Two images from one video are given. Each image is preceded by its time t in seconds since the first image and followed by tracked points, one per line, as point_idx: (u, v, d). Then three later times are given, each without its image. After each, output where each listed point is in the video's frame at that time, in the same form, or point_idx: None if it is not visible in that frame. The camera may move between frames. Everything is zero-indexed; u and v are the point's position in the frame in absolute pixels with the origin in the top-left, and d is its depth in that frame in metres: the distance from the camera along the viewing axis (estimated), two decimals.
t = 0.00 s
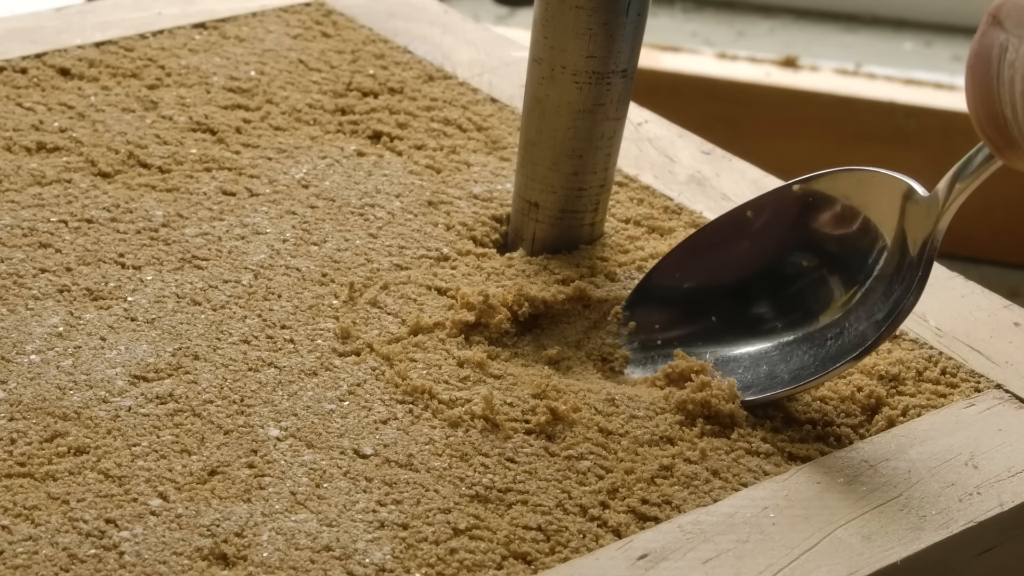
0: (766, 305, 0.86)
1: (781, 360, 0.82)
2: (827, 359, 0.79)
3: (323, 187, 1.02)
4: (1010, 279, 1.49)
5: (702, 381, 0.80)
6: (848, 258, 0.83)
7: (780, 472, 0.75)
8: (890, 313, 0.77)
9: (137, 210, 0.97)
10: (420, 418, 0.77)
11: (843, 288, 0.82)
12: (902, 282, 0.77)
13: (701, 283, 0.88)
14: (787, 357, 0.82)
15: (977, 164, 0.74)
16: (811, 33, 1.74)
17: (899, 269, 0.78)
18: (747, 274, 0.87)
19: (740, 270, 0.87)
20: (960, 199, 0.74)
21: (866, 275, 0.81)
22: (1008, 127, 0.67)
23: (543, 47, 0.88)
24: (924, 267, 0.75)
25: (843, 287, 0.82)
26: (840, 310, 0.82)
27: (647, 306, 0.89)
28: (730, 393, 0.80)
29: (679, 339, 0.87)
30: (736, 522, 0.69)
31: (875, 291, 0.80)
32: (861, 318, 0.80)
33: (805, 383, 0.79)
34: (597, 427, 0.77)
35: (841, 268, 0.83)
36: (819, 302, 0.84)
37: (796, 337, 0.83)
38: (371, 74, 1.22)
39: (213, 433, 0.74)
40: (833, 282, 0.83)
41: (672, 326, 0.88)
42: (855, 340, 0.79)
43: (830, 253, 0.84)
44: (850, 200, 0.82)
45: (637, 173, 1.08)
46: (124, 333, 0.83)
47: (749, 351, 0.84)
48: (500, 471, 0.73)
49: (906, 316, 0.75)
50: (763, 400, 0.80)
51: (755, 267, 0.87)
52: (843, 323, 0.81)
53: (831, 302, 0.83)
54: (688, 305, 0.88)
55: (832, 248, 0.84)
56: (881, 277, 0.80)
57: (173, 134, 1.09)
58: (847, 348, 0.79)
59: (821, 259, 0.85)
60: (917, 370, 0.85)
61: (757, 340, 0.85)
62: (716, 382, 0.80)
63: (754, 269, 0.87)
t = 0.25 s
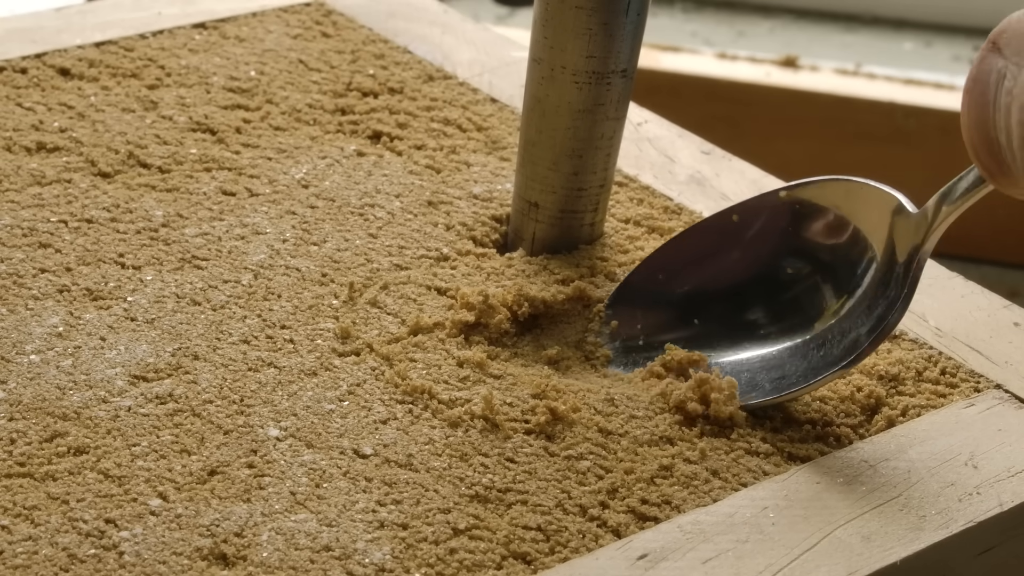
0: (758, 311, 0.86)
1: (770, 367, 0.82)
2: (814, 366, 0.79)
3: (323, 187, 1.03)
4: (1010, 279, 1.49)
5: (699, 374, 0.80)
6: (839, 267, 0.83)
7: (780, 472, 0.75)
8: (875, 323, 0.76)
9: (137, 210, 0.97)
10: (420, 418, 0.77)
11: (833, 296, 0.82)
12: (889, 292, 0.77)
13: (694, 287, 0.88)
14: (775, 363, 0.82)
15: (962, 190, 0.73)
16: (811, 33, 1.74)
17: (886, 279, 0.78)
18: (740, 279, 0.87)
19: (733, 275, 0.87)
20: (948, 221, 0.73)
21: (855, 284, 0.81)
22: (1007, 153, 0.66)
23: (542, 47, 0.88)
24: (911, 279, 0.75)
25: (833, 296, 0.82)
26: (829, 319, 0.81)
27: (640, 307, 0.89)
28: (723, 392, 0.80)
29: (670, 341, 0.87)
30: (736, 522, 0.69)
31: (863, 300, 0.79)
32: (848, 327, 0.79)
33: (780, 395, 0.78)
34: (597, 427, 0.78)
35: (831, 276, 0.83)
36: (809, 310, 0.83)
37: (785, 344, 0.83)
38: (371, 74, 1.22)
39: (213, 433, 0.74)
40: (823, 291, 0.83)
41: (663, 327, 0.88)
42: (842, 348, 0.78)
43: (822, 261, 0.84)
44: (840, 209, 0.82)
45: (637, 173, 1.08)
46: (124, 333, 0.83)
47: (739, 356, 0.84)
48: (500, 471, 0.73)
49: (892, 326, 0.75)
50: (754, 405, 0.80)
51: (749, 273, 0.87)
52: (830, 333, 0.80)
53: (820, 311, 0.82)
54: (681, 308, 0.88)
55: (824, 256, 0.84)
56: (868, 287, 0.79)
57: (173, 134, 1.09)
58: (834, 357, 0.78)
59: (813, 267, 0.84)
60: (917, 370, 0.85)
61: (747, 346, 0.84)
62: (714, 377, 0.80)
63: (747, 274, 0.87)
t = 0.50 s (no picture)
0: (760, 309, 0.87)
1: (764, 369, 0.83)
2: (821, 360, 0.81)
3: (323, 187, 1.03)
4: (1010, 280, 1.49)
5: (700, 358, 0.81)
6: (841, 265, 0.85)
7: (780, 472, 0.75)
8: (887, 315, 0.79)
9: (137, 210, 0.97)
10: (420, 418, 0.77)
11: (837, 293, 0.84)
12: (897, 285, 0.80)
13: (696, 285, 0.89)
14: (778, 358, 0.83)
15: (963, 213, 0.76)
16: (811, 33, 1.74)
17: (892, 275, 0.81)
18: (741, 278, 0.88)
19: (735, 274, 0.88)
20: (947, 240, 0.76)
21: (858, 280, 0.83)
22: (1021, 164, 0.66)
23: (542, 47, 0.88)
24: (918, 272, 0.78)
25: (836, 293, 0.84)
26: (834, 314, 0.84)
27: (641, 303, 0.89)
28: (722, 389, 0.80)
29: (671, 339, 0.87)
30: (735, 522, 0.69)
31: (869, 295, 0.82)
32: (856, 320, 0.82)
33: (768, 402, 0.79)
34: (597, 427, 0.78)
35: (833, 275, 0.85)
36: (812, 308, 0.85)
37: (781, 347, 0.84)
38: (371, 74, 1.22)
39: (213, 433, 0.74)
40: (826, 288, 0.85)
41: (661, 329, 0.88)
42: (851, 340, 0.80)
43: (822, 259, 0.86)
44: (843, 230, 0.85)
45: (637, 173, 1.08)
46: (124, 333, 0.83)
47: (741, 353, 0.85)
48: (500, 471, 0.73)
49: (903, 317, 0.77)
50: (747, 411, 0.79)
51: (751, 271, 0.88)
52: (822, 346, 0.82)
53: (823, 308, 0.85)
54: (682, 306, 0.88)
55: (826, 256, 0.86)
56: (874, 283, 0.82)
57: (173, 134, 1.09)
58: (845, 349, 0.80)
59: (814, 266, 0.86)
60: (916, 370, 0.85)
61: (749, 342, 0.86)
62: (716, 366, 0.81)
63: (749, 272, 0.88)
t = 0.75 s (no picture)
0: (740, 314, 0.86)
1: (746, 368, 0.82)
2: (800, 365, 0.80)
3: (323, 187, 1.03)
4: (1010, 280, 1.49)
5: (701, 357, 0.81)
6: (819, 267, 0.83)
7: (779, 472, 0.75)
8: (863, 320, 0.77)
9: (137, 210, 0.97)
10: (420, 418, 0.77)
11: (815, 296, 0.83)
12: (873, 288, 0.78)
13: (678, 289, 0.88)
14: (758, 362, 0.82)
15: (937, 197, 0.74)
16: (811, 33, 1.74)
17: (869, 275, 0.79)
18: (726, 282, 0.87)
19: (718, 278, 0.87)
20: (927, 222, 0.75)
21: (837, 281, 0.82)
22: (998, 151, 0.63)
23: (542, 47, 0.88)
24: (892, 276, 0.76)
25: (815, 296, 0.83)
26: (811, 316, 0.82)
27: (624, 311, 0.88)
28: (722, 389, 0.80)
29: (652, 347, 0.86)
30: (735, 522, 0.69)
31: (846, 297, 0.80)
32: (834, 324, 0.80)
33: (760, 399, 0.78)
34: (597, 427, 0.78)
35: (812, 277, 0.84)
36: (791, 311, 0.84)
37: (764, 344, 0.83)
38: (371, 74, 1.22)
39: (213, 433, 0.74)
40: (805, 291, 0.84)
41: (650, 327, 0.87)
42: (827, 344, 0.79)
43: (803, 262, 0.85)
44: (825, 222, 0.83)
45: (637, 173, 1.08)
46: (124, 333, 0.83)
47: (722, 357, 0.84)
48: (500, 471, 0.73)
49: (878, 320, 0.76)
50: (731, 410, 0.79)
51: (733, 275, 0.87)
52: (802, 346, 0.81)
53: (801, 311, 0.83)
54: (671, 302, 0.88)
55: (807, 259, 0.84)
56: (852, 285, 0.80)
57: (173, 134, 1.09)
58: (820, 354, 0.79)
59: (795, 269, 0.85)
60: (916, 370, 0.85)
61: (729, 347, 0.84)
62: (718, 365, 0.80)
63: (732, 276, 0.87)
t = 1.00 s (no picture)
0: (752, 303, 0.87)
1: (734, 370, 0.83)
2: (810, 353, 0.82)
3: (323, 187, 1.02)
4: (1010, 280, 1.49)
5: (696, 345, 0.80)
6: (828, 258, 0.86)
7: (779, 472, 0.75)
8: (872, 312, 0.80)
9: (137, 210, 0.97)
10: (420, 418, 0.77)
11: (824, 287, 0.85)
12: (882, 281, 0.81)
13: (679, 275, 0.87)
14: (769, 351, 0.84)
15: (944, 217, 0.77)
16: (811, 33, 1.74)
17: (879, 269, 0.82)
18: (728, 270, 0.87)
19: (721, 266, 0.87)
20: (931, 243, 0.77)
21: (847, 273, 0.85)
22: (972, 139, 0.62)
23: (542, 47, 0.88)
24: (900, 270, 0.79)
25: (823, 285, 0.86)
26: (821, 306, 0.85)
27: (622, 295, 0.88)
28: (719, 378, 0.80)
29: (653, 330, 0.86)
30: (735, 522, 0.69)
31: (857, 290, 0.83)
32: (845, 315, 0.83)
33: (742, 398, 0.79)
34: (597, 427, 0.78)
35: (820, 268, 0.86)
36: (800, 300, 0.86)
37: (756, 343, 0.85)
38: (371, 74, 1.22)
39: (213, 433, 0.74)
40: (813, 282, 0.86)
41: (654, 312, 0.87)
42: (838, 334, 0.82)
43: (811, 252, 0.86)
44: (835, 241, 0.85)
45: (637, 173, 1.08)
46: (124, 333, 0.83)
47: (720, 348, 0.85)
48: (500, 471, 0.73)
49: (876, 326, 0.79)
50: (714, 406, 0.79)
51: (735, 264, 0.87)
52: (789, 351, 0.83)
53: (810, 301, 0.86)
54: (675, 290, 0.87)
55: (814, 250, 0.86)
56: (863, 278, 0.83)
57: (173, 134, 1.09)
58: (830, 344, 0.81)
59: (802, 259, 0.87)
60: (916, 370, 0.85)
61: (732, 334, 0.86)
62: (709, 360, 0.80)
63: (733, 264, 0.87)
